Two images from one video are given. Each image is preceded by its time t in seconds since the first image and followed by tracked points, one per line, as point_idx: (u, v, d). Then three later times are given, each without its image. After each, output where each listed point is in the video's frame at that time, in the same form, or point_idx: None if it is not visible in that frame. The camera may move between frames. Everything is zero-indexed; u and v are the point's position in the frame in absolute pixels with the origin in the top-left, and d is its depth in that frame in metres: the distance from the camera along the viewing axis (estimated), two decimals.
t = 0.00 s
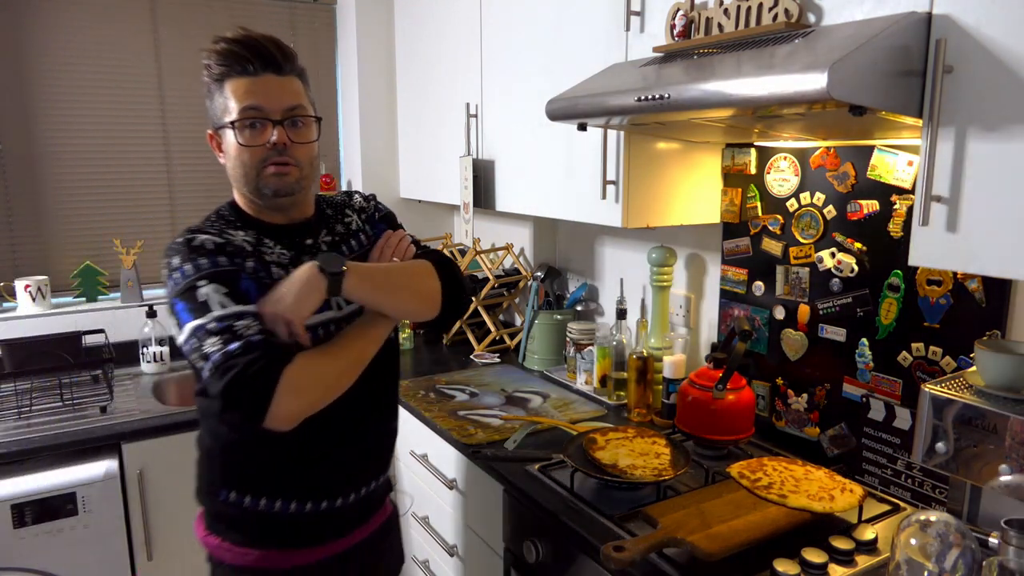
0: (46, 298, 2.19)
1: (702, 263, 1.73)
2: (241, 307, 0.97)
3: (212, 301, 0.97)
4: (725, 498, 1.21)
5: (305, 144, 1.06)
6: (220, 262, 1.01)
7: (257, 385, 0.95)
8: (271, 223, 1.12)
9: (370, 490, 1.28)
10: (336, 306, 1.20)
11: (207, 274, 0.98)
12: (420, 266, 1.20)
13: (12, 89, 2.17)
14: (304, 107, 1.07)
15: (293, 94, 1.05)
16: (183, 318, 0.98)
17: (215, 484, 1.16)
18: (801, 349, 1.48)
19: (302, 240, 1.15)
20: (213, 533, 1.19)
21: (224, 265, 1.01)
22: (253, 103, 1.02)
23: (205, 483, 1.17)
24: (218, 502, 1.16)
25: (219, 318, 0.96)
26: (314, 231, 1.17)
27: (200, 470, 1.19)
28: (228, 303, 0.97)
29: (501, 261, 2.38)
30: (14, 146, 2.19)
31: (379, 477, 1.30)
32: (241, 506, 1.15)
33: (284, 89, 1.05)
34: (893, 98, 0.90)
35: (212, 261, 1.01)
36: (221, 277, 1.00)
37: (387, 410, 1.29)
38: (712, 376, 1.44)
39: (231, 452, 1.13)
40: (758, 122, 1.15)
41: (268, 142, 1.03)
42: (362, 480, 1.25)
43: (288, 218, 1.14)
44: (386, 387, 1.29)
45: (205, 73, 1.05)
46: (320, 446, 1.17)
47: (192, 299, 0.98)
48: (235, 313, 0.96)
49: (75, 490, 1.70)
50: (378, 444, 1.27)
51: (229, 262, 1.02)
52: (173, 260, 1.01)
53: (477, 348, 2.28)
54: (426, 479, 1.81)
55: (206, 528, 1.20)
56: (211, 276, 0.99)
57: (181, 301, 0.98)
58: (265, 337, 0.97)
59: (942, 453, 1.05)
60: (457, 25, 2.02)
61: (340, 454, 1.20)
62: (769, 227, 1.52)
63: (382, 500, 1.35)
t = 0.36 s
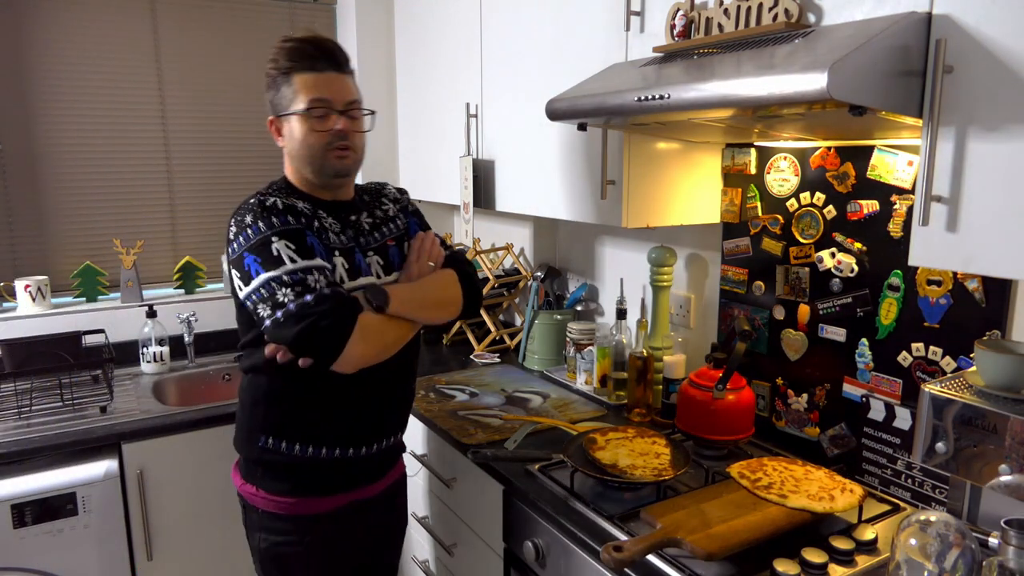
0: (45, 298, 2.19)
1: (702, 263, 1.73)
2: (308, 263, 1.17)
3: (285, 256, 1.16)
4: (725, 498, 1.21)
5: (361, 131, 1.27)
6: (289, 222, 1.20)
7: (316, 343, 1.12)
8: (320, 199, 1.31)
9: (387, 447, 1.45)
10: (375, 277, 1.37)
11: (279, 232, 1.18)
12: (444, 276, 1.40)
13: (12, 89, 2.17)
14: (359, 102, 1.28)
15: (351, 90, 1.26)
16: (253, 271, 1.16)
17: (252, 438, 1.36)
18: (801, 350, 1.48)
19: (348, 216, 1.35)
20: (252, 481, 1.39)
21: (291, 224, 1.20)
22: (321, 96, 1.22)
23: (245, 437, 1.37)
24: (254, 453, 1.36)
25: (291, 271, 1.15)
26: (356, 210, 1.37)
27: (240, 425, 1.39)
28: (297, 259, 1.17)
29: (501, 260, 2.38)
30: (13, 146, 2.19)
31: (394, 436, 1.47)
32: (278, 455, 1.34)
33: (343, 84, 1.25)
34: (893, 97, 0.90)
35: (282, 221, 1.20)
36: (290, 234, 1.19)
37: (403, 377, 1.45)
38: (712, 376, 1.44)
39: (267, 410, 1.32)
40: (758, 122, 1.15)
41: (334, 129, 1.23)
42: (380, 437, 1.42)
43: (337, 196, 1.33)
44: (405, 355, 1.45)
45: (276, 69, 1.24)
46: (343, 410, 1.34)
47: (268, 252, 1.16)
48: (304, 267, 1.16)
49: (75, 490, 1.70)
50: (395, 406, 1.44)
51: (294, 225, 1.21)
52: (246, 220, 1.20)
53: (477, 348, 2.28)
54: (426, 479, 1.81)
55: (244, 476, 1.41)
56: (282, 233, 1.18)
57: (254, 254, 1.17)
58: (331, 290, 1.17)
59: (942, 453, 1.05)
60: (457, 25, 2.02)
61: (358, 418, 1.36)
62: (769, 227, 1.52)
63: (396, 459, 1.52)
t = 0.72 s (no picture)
0: (45, 298, 2.20)
1: (702, 263, 1.73)
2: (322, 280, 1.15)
3: (298, 273, 1.13)
4: (725, 497, 1.21)
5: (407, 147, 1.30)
6: (305, 234, 1.16)
7: (324, 367, 1.13)
8: (346, 203, 1.30)
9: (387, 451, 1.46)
10: (388, 283, 1.36)
11: (293, 246, 1.14)
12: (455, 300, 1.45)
13: (12, 89, 2.17)
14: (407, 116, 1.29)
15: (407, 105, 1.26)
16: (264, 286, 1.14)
17: (247, 435, 1.35)
18: (801, 349, 1.48)
19: (365, 221, 1.34)
20: (250, 483, 1.38)
21: (306, 238, 1.16)
22: (391, 117, 1.21)
23: (244, 438, 1.36)
24: (249, 450, 1.35)
25: (302, 290, 1.13)
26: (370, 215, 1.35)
27: (236, 420, 1.37)
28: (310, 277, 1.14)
29: (501, 261, 2.38)
30: (13, 146, 2.19)
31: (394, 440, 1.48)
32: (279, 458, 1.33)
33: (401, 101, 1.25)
34: (893, 97, 0.90)
35: (298, 234, 1.15)
36: (305, 248, 1.15)
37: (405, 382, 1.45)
38: (712, 376, 1.44)
39: (267, 412, 1.31)
40: (758, 122, 1.15)
41: (397, 148, 1.24)
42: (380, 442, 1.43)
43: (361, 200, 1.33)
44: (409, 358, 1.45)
45: (342, 73, 1.17)
46: (344, 421, 1.33)
47: (281, 267, 1.13)
48: (316, 286, 1.14)
49: (75, 490, 1.70)
50: (397, 411, 1.44)
51: (309, 237, 1.16)
52: (261, 229, 1.15)
53: (477, 347, 2.28)
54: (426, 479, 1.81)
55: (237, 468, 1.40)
56: (297, 248, 1.14)
57: (266, 268, 1.14)
58: (343, 313, 1.14)
59: (942, 453, 1.05)
60: (457, 25, 2.02)
61: (357, 429, 1.36)
62: (769, 227, 1.52)
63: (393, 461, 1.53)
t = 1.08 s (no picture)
0: (46, 298, 2.20)
1: (702, 263, 1.73)
2: (343, 318, 1.00)
3: (316, 310, 0.98)
4: (725, 497, 1.21)
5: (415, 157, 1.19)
6: (319, 264, 1.00)
7: (344, 416, 1.01)
8: (343, 215, 1.17)
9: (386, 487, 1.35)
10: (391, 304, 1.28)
11: (307, 279, 0.98)
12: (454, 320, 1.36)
13: (12, 89, 2.17)
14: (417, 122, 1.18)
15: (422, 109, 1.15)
16: (269, 324, 0.98)
17: (224, 476, 1.21)
18: (801, 349, 1.48)
19: (366, 239, 1.23)
20: (237, 537, 1.21)
21: (324, 268, 1.00)
22: (410, 126, 1.10)
23: (235, 486, 1.19)
24: (221, 491, 1.22)
25: (320, 330, 0.98)
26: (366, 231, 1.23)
27: (213, 455, 1.24)
28: (328, 316, 0.99)
29: (501, 261, 2.38)
30: (14, 146, 2.19)
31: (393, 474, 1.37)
32: (276, 507, 1.19)
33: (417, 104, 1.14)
34: (893, 98, 0.90)
35: (313, 263, 1.00)
36: (321, 280, 1.00)
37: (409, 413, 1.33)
38: (712, 376, 1.44)
39: (251, 458, 1.16)
40: (758, 122, 1.15)
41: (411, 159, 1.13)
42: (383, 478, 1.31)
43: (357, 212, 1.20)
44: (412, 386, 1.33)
45: (362, 72, 1.04)
46: (333, 474, 1.19)
47: (294, 302, 0.98)
48: (336, 325, 0.99)
49: (75, 490, 1.70)
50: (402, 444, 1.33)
51: (326, 266, 1.01)
52: (269, 256, 0.98)
53: (477, 348, 2.27)
54: (426, 479, 1.81)
55: (203, 502, 1.26)
56: (313, 280, 0.99)
57: (272, 303, 0.97)
58: (368, 357, 1.01)
59: (941, 453, 1.05)
60: (457, 25, 2.02)
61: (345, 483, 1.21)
62: (769, 227, 1.52)
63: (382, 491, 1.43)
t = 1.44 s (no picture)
0: (46, 298, 2.20)
1: (702, 263, 1.73)
2: (375, 335, 0.96)
3: (352, 327, 0.93)
4: (725, 497, 1.21)
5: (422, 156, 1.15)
6: (356, 276, 0.95)
7: (370, 440, 0.97)
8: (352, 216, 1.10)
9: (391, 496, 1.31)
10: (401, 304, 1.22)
11: (344, 293, 0.93)
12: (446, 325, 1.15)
13: (13, 89, 2.17)
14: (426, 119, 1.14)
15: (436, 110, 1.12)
16: (300, 341, 0.93)
17: (222, 496, 1.16)
18: (800, 349, 1.48)
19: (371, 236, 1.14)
20: (249, 560, 1.16)
21: (361, 281, 0.95)
22: (433, 130, 1.07)
23: (248, 510, 1.13)
24: (222, 515, 1.16)
25: (355, 349, 0.93)
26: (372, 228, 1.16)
27: (209, 475, 1.18)
28: (363, 333, 0.94)
29: (501, 261, 2.38)
30: (14, 146, 2.19)
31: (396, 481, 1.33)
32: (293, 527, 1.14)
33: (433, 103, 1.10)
34: (893, 98, 0.90)
35: (350, 275, 0.94)
36: (359, 294, 0.94)
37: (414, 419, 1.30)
38: (712, 376, 1.44)
39: (268, 479, 1.11)
40: (758, 122, 1.15)
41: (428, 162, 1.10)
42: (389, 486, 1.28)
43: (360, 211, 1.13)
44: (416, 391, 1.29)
45: (398, 71, 0.98)
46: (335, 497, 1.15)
47: (331, 318, 0.92)
48: (371, 343, 0.95)
49: (75, 491, 1.70)
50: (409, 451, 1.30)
51: (363, 278, 0.95)
52: (305, 268, 0.92)
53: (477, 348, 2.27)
54: (426, 480, 1.81)
55: (196, 525, 1.21)
56: (349, 295, 0.94)
57: (305, 321, 0.92)
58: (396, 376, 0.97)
59: (942, 453, 1.05)
60: (457, 25, 2.02)
61: (349, 505, 1.17)
62: (769, 227, 1.52)
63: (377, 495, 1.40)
